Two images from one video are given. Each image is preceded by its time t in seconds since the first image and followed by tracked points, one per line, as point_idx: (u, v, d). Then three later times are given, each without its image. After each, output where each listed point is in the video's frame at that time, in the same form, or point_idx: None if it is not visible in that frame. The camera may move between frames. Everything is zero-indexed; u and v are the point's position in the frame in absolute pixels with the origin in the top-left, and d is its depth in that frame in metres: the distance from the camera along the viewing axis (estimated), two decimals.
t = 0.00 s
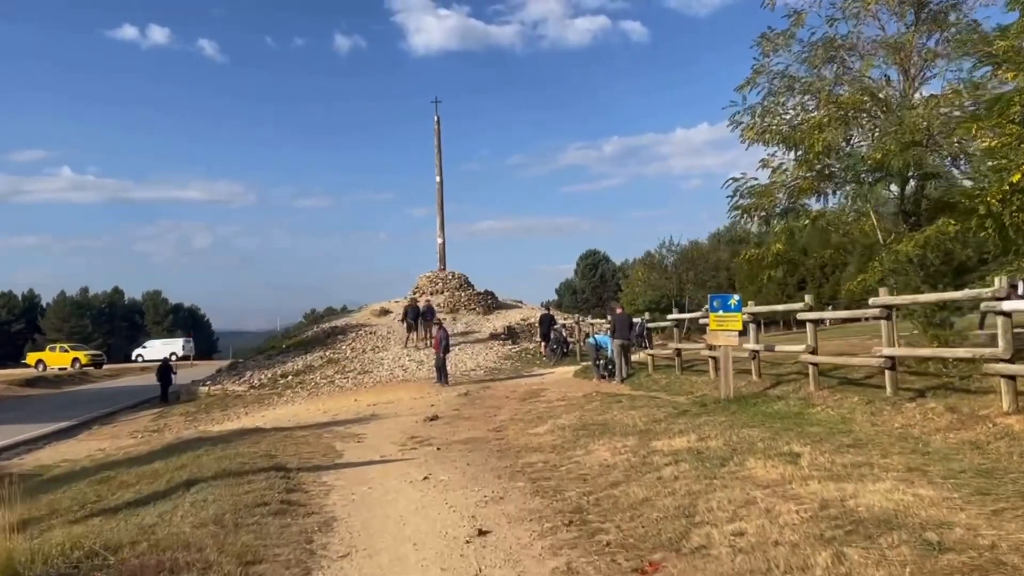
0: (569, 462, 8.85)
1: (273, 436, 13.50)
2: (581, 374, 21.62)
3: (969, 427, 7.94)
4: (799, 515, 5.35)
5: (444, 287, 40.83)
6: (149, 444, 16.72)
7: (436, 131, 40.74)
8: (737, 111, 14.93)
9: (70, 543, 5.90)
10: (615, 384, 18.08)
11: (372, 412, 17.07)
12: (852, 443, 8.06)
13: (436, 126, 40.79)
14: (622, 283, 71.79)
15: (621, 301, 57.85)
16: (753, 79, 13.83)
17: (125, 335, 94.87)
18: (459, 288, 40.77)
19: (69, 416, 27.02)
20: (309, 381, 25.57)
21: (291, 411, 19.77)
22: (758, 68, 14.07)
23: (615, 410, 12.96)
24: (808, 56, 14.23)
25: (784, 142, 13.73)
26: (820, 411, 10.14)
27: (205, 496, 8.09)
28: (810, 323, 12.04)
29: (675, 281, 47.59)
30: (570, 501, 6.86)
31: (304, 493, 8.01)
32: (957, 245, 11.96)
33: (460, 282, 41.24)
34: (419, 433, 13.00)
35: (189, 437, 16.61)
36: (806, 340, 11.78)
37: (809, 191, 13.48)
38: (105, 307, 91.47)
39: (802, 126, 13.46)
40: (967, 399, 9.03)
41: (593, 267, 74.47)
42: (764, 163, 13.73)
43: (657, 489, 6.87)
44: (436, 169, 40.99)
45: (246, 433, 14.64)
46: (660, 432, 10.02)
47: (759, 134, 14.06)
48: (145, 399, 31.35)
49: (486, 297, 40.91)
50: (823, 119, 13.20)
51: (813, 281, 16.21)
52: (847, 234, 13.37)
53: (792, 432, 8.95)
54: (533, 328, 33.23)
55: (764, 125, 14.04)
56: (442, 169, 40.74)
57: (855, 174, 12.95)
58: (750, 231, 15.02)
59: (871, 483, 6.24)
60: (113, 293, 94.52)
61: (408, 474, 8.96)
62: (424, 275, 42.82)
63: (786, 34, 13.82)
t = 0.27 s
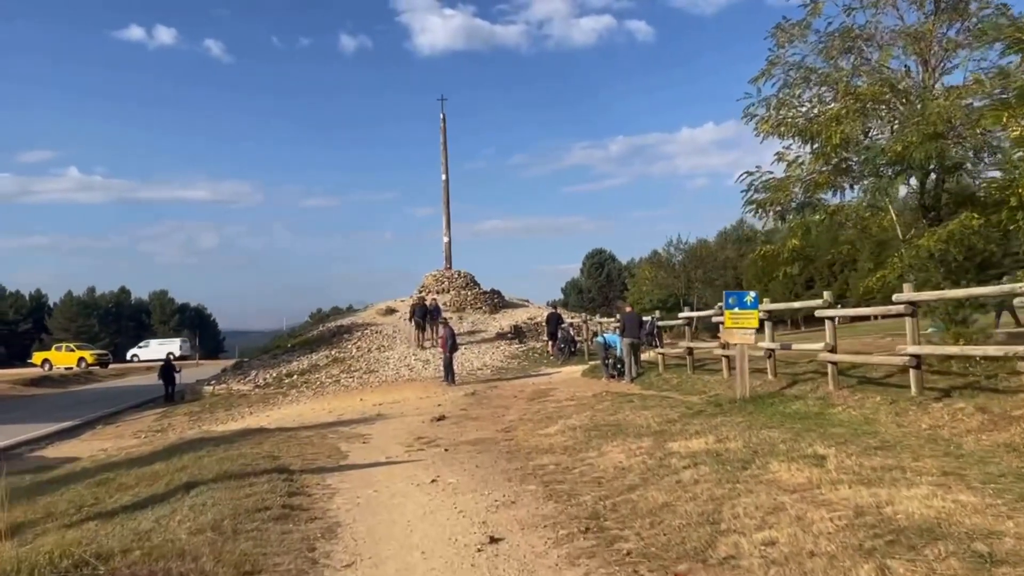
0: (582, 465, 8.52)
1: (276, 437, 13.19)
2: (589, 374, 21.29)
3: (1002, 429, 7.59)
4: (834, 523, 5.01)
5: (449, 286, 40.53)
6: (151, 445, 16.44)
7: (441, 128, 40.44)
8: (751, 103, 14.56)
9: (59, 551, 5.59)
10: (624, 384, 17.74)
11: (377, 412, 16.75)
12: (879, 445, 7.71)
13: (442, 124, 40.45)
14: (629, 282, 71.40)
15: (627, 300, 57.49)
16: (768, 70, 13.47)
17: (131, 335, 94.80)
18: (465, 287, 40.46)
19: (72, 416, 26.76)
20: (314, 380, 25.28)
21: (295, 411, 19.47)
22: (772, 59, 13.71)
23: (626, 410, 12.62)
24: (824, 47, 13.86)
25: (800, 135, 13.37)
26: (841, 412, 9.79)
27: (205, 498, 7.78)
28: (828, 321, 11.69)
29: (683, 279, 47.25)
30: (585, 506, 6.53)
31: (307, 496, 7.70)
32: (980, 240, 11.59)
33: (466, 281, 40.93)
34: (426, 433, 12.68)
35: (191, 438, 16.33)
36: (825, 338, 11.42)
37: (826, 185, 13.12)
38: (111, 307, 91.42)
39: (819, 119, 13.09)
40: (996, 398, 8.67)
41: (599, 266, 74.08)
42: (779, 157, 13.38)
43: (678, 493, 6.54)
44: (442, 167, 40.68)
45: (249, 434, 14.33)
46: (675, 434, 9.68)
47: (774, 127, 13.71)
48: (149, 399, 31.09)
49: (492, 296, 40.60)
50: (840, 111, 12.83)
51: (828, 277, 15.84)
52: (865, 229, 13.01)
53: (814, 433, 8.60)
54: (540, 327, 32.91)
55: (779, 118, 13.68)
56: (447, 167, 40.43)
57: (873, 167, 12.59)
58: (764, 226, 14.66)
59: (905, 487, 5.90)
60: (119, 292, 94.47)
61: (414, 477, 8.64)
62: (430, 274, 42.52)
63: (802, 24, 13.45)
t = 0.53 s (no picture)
0: (602, 474, 8.19)
1: (284, 440, 12.89)
2: (601, 375, 20.94)
3: None
4: (881, 543, 4.67)
5: (458, 285, 40.22)
6: (157, 448, 16.17)
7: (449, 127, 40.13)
8: (770, 98, 14.21)
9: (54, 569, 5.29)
10: (638, 385, 17.40)
11: (386, 414, 16.45)
12: (914, 454, 7.35)
13: (450, 122, 40.12)
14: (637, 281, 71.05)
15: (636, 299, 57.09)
16: (788, 64, 13.09)
17: (139, 334, 94.84)
18: (473, 286, 40.14)
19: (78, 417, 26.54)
20: (322, 381, 25.00)
21: (303, 413, 19.18)
22: (792, 52, 13.33)
23: (643, 413, 12.27)
24: (845, 40, 13.46)
25: (822, 131, 12.98)
26: (868, 417, 9.43)
27: (209, 509, 7.46)
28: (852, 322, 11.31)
29: (693, 278, 46.81)
30: (608, 519, 6.20)
31: (315, 507, 7.38)
32: (1010, 238, 11.20)
33: (475, 280, 40.62)
34: (436, 437, 12.36)
35: (197, 441, 16.05)
36: (849, 340, 11.05)
37: (848, 182, 12.74)
38: (119, 306, 91.47)
39: (840, 114, 12.71)
40: None
41: (607, 264, 73.65)
42: (800, 153, 13.01)
43: (706, 506, 6.20)
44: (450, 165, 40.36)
45: (256, 437, 14.04)
46: (695, 440, 9.33)
47: (794, 123, 13.33)
48: (156, 399, 30.87)
49: (501, 295, 40.28)
50: (863, 106, 12.45)
51: (847, 276, 15.46)
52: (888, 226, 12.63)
53: (843, 440, 8.24)
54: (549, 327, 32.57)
55: (799, 113, 13.30)
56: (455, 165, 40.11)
57: (897, 163, 12.21)
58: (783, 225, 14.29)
59: (951, 502, 5.55)
60: (127, 292, 94.51)
61: (427, 485, 8.32)
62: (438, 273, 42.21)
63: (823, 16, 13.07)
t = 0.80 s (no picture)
0: (620, 476, 7.87)
1: (291, 441, 12.61)
2: (613, 374, 20.61)
3: None
4: (929, 554, 4.33)
5: (467, 283, 39.93)
6: (163, 449, 15.92)
7: (457, 124, 39.84)
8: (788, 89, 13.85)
9: None
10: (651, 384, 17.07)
11: (395, 414, 16.16)
12: (950, 456, 7.00)
13: (458, 120, 39.82)
14: (647, 280, 70.68)
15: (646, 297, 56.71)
16: (807, 54, 12.73)
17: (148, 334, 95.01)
18: (482, 285, 39.84)
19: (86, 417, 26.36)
20: (330, 380, 24.74)
21: (310, 413, 18.92)
22: (811, 42, 12.96)
23: (659, 413, 11.93)
24: (866, 30, 13.09)
25: (842, 123, 12.62)
26: (895, 417, 9.08)
27: (212, 513, 7.18)
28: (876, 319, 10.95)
29: (705, 276, 46.09)
30: (630, 525, 5.88)
31: (322, 511, 7.08)
32: None
33: (484, 278, 40.32)
34: (447, 438, 12.06)
35: (203, 441, 15.80)
36: (873, 337, 10.69)
37: (869, 175, 12.38)
38: (128, 306, 91.61)
39: (862, 105, 12.34)
40: None
41: (616, 263, 73.24)
42: (820, 146, 12.65)
43: (733, 512, 5.87)
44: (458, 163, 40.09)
45: (263, 438, 13.77)
46: (716, 441, 9.00)
47: (814, 114, 12.96)
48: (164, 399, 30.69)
49: (510, 294, 39.97)
50: (885, 96, 12.08)
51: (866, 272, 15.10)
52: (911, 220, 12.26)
53: (872, 441, 7.90)
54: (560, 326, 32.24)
55: (819, 105, 12.94)
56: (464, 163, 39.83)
57: (921, 155, 11.83)
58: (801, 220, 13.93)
59: (998, 507, 5.21)
60: (136, 292, 94.66)
61: (438, 488, 8.01)
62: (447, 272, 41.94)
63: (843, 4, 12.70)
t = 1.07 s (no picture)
0: (639, 487, 7.49)
1: (296, 446, 12.29)
2: (625, 375, 20.24)
3: None
4: None
5: (476, 283, 39.62)
6: (167, 452, 15.63)
7: (466, 122, 39.50)
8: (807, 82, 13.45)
9: None
10: (665, 386, 16.69)
11: (404, 417, 15.82)
12: (992, 466, 6.60)
13: (466, 118, 39.47)
14: (657, 279, 70.23)
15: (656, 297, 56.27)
16: (828, 45, 12.32)
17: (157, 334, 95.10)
18: (491, 284, 39.51)
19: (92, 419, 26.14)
20: (338, 382, 24.44)
21: (318, 415, 18.61)
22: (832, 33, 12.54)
23: (676, 417, 11.56)
24: (889, 20, 12.65)
25: (865, 116, 12.20)
26: (927, 423, 8.67)
27: (211, 526, 6.84)
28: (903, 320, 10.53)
29: (718, 275, 45.50)
30: (654, 543, 5.50)
31: (326, 525, 6.73)
32: None
33: (493, 278, 39.98)
34: (457, 443, 11.70)
35: (208, 445, 15.49)
36: (900, 338, 10.27)
37: (893, 170, 11.94)
38: (137, 306, 91.66)
39: (886, 97, 11.91)
40: None
41: (626, 263, 72.78)
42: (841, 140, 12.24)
43: (765, 529, 5.49)
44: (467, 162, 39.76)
45: (269, 442, 13.45)
46: (738, 448, 8.62)
47: (835, 108, 12.55)
48: (172, 400, 30.46)
49: (520, 294, 39.63)
50: (910, 88, 11.65)
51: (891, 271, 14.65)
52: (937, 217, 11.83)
53: (905, 449, 7.51)
54: (570, 326, 31.87)
55: (841, 98, 12.53)
56: (473, 161, 39.48)
57: (948, 150, 11.39)
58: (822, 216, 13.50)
59: None
60: (145, 291, 94.74)
61: (448, 499, 7.66)
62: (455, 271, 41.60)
63: None
